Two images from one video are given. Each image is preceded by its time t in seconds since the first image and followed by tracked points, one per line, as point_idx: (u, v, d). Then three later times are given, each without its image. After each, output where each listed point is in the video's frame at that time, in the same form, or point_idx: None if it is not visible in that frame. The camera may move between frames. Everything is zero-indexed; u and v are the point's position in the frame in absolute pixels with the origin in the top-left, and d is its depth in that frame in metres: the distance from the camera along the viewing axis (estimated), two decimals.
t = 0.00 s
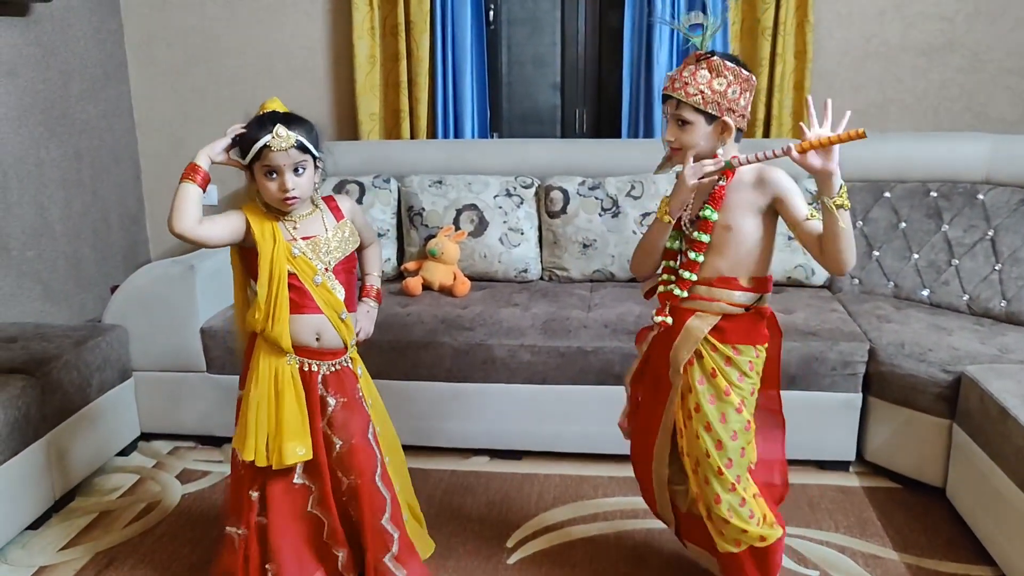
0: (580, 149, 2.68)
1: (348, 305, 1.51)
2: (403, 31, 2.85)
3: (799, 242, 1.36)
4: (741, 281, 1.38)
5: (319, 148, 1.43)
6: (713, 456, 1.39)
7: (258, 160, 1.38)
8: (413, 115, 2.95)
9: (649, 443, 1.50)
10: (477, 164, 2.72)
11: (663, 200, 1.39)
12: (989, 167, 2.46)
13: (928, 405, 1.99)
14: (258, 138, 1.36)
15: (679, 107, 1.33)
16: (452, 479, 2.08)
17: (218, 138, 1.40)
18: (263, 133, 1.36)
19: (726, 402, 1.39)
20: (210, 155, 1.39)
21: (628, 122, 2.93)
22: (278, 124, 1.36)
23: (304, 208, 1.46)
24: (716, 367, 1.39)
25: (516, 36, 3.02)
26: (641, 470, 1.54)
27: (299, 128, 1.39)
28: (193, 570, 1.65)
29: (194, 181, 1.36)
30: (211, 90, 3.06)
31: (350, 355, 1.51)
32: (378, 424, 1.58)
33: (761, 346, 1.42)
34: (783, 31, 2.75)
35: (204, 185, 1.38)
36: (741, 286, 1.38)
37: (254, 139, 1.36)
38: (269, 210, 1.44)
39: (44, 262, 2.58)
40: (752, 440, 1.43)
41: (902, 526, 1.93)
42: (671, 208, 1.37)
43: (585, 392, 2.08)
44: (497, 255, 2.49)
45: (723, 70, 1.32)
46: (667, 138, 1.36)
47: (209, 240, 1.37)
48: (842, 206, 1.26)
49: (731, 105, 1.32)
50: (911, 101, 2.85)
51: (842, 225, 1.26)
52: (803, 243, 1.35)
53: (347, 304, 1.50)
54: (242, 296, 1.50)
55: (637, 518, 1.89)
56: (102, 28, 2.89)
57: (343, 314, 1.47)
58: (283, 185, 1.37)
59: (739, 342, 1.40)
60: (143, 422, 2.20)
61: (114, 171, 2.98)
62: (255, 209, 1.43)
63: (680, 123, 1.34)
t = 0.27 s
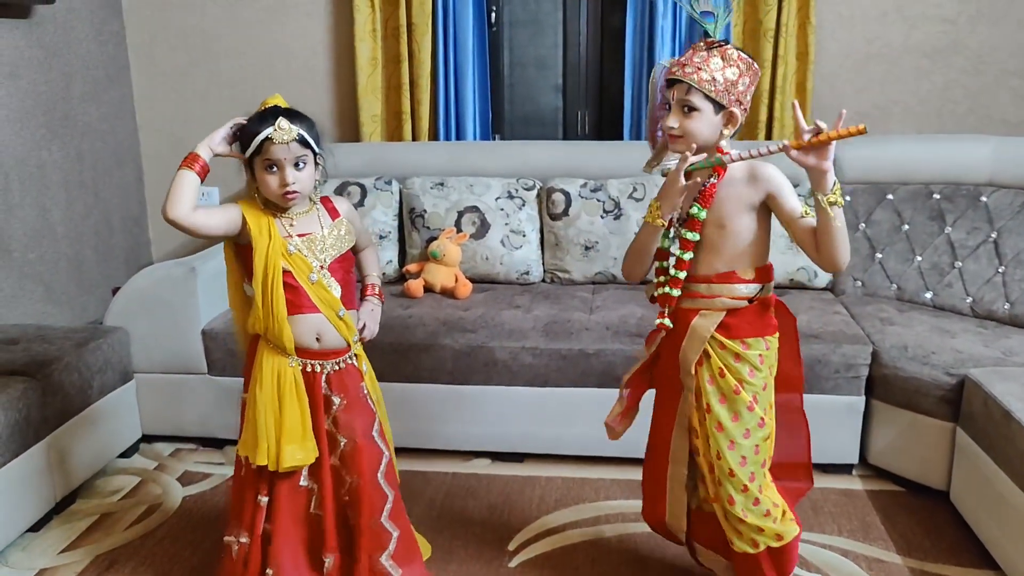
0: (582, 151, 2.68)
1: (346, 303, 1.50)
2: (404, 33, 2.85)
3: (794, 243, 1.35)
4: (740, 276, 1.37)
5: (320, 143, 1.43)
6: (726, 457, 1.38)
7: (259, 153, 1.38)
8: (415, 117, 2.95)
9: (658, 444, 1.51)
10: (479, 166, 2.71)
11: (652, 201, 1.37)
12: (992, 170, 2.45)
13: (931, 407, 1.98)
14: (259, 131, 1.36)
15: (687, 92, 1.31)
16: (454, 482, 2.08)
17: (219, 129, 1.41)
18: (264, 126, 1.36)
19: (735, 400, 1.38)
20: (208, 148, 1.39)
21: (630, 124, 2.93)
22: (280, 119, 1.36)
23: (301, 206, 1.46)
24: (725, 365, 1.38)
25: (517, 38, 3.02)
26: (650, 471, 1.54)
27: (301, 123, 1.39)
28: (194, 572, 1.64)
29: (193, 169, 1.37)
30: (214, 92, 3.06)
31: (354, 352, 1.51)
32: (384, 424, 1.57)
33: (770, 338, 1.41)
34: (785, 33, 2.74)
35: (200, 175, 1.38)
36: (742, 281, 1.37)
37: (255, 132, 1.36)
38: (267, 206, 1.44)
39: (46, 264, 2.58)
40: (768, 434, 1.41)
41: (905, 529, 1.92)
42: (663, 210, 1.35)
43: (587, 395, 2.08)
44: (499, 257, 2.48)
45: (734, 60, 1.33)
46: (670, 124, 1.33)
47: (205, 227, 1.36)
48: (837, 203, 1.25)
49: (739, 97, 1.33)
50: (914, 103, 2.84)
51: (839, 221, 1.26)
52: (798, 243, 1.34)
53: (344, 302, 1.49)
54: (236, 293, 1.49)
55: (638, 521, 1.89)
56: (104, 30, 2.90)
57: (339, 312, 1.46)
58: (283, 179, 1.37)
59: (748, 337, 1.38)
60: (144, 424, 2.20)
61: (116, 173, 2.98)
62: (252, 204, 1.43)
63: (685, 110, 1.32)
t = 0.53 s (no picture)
0: (585, 152, 2.68)
1: (348, 308, 1.51)
2: (407, 34, 2.85)
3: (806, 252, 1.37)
4: (755, 260, 1.37)
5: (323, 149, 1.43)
6: (754, 441, 1.37)
7: (262, 161, 1.37)
8: (418, 118, 2.95)
9: (672, 437, 1.49)
10: (482, 167, 2.71)
11: (698, 174, 1.25)
12: (996, 170, 2.44)
13: (935, 409, 1.98)
14: (262, 139, 1.36)
15: (742, 60, 1.27)
16: (457, 483, 2.08)
17: (223, 133, 1.41)
18: (268, 134, 1.36)
19: (759, 384, 1.37)
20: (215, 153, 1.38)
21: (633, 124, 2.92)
22: (282, 126, 1.36)
23: (305, 210, 1.46)
24: (746, 350, 1.37)
25: (520, 39, 3.02)
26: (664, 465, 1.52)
27: (304, 130, 1.39)
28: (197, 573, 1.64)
29: (197, 173, 1.35)
30: (216, 93, 3.07)
31: (353, 358, 1.52)
32: (381, 428, 1.57)
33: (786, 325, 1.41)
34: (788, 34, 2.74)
35: (205, 178, 1.37)
36: (757, 264, 1.37)
37: (258, 139, 1.36)
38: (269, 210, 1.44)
39: (49, 265, 2.59)
40: (791, 416, 1.41)
41: (909, 531, 1.92)
42: (710, 187, 1.24)
43: (590, 396, 2.07)
44: (502, 258, 2.48)
45: (790, 32, 1.30)
46: (721, 92, 1.28)
47: (207, 232, 1.35)
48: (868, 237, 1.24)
49: (794, 71, 1.30)
50: (918, 104, 2.84)
51: (852, 256, 1.27)
52: (808, 253, 1.37)
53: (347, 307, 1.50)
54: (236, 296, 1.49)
55: (641, 523, 1.89)
56: (107, 32, 2.90)
57: (343, 316, 1.47)
58: (288, 186, 1.37)
59: (767, 321, 1.38)
60: (147, 425, 2.20)
61: (119, 174, 2.99)
62: (255, 208, 1.43)
63: (737, 79, 1.28)
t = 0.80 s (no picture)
0: (587, 151, 2.67)
1: (346, 303, 1.49)
2: (409, 33, 2.85)
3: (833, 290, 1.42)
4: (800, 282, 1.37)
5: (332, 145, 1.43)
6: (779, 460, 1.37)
7: (272, 152, 1.37)
8: (420, 117, 2.95)
9: (682, 454, 1.44)
10: (484, 166, 2.71)
11: (776, 197, 1.22)
12: (999, 168, 2.44)
13: (939, 407, 1.97)
14: (275, 130, 1.35)
15: (800, 88, 1.25)
16: (460, 483, 2.07)
17: (235, 121, 1.40)
18: (282, 125, 1.35)
19: (787, 406, 1.37)
20: (224, 142, 1.38)
21: (635, 123, 2.92)
22: (298, 119, 1.36)
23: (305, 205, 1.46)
24: (776, 371, 1.37)
25: (522, 38, 3.01)
26: (667, 486, 1.48)
27: (317, 125, 1.39)
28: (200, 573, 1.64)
29: (203, 160, 1.35)
30: (218, 93, 3.06)
31: (358, 353, 1.50)
32: (388, 422, 1.56)
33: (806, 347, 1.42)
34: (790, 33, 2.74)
35: (210, 166, 1.36)
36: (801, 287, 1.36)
37: (270, 130, 1.35)
38: (269, 203, 1.43)
39: (50, 265, 2.59)
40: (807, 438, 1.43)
41: (913, 530, 1.91)
42: (789, 214, 1.21)
43: (592, 395, 2.07)
44: (504, 257, 2.48)
45: (849, 54, 1.28)
46: (778, 121, 1.27)
47: (205, 220, 1.35)
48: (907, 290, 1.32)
49: (852, 95, 1.27)
50: (921, 102, 2.83)
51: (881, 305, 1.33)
52: (837, 288, 1.41)
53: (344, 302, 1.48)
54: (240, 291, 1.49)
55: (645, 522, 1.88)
56: (108, 32, 2.90)
57: (340, 312, 1.45)
58: (297, 179, 1.37)
59: (797, 343, 1.38)
60: (149, 425, 2.20)
61: (121, 174, 2.98)
62: (255, 201, 1.42)
63: (794, 106, 1.26)
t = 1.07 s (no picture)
0: (588, 150, 2.67)
1: (346, 302, 1.48)
2: (409, 32, 2.85)
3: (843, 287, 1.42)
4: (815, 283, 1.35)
5: (335, 146, 1.43)
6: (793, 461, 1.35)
7: (275, 151, 1.37)
8: (420, 116, 2.95)
9: (695, 461, 1.38)
10: (484, 165, 2.71)
11: (788, 197, 1.18)
12: (1000, 166, 2.43)
13: (941, 406, 1.97)
14: (279, 129, 1.35)
15: (817, 85, 1.22)
16: (460, 482, 2.07)
17: (241, 118, 1.39)
18: (286, 125, 1.35)
19: (802, 405, 1.35)
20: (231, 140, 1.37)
21: (635, 122, 2.92)
22: (302, 120, 1.36)
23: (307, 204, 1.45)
24: (794, 372, 1.34)
25: (522, 37, 3.01)
26: (674, 494, 1.42)
27: (322, 126, 1.39)
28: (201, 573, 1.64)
29: (207, 156, 1.35)
30: (218, 93, 3.06)
31: (359, 353, 1.49)
32: (393, 423, 1.55)
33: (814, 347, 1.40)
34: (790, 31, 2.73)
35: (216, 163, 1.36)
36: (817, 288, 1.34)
37: (275, 129, 1.35)
38: (270, 201, 1.43)
39: (51, 265, 2.58)
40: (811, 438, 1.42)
41: (915, 529, 1.91)
42: (801, 212, 1.18)
43: (593, 394, 2.07)
44: (504, 256, 2.47)
45: (864, 50, 1.25)
46: (794, 118, 1.23)
47: (206, 216, 1.35)
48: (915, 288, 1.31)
49: (866, 91, 1.25)
50: (922, 100, 2.83)
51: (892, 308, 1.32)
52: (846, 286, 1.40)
53: (343, 302, 1.47)
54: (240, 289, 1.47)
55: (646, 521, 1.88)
56: (108, 31, 2.90)
57: (337, 311, 1.44)
58: (298, 180, 1.36)
59: (813, 341, 1.36)
60: (150, 425, 2.19)
61: (121, 174, 2.98)
62: (255, 200, 1.42)
63: (811, 103, 1.23)
